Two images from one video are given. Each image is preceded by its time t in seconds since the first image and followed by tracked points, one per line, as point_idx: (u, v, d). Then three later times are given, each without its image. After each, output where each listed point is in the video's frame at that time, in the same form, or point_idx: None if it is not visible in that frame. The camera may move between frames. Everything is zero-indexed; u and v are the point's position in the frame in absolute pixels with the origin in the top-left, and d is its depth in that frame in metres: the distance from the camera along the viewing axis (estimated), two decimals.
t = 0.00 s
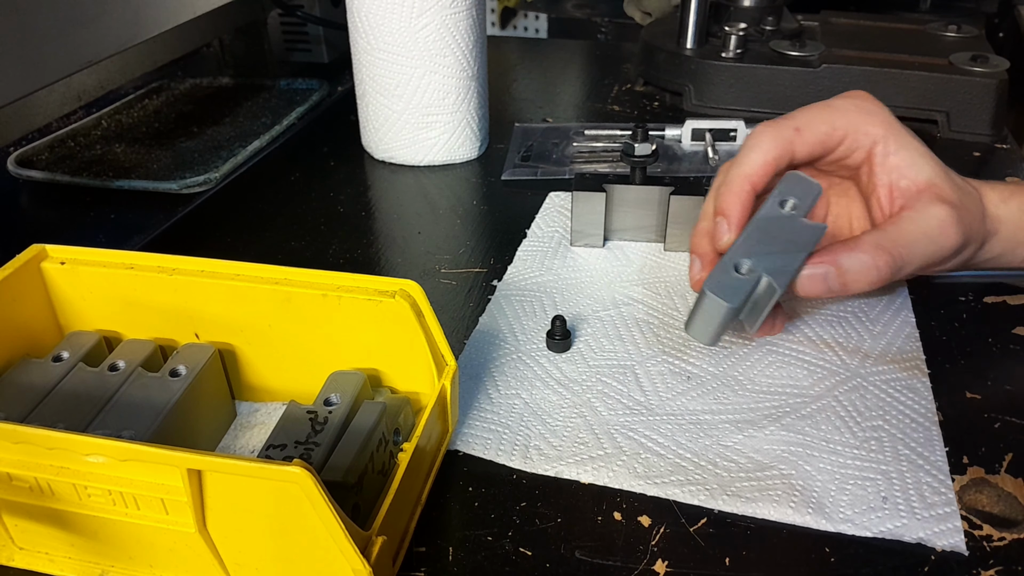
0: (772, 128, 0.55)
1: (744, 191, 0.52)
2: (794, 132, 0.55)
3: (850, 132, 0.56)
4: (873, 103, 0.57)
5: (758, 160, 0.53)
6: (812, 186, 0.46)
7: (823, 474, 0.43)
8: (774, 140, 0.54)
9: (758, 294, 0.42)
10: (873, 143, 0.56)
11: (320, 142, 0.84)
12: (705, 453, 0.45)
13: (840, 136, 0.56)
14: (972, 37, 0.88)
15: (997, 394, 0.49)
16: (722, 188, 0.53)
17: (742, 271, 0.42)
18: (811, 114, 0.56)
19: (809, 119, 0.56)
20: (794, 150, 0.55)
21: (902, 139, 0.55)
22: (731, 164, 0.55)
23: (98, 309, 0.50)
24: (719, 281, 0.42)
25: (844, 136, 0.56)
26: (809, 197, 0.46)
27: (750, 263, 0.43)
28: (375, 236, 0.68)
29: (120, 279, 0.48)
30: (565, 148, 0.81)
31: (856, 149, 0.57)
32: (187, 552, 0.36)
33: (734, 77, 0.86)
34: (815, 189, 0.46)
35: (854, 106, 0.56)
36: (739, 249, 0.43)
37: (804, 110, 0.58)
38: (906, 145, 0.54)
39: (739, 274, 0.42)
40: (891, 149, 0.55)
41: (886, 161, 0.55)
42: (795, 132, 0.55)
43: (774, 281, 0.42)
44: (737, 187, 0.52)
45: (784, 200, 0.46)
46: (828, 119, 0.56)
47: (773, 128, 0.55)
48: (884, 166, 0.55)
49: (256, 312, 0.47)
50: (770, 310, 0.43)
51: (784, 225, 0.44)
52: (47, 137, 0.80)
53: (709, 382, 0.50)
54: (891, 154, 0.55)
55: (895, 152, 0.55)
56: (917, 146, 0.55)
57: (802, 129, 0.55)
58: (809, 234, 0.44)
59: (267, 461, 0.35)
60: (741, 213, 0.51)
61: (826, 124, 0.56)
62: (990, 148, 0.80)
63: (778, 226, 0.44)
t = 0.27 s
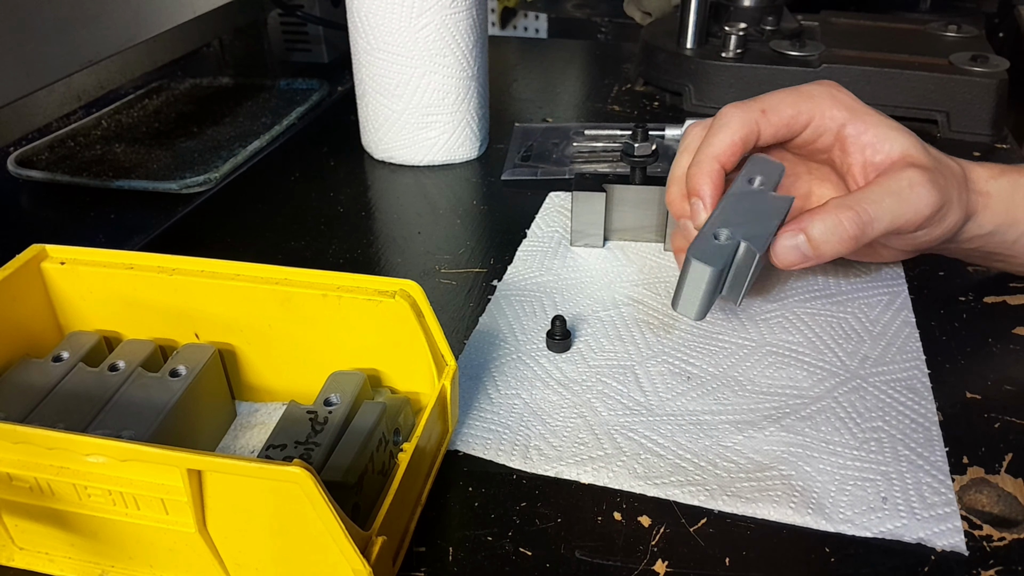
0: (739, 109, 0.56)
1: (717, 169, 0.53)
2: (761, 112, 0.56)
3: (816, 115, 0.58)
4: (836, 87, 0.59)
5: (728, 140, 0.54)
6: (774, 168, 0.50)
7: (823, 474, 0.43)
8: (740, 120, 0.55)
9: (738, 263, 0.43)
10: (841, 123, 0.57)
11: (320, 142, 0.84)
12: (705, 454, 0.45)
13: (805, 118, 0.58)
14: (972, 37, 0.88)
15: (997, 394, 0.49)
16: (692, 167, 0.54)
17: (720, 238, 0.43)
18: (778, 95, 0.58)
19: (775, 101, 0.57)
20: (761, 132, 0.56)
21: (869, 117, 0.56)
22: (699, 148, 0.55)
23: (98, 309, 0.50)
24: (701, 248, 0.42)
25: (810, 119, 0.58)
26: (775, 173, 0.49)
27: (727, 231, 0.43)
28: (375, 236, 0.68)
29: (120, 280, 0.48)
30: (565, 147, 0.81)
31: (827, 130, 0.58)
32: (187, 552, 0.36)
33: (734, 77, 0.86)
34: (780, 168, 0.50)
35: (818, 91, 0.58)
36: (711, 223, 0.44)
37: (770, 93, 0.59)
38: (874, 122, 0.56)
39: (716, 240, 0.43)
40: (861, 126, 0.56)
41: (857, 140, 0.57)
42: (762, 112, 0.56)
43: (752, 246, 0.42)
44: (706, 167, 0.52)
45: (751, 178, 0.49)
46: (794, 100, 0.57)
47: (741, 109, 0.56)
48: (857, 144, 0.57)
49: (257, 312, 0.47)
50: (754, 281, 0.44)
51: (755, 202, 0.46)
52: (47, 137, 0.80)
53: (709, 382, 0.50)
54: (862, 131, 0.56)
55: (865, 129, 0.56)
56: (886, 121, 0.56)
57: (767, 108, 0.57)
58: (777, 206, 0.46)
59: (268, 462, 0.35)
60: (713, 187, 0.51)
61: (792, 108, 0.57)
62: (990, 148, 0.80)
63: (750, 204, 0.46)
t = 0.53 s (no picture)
0: (703, 138, 0.59)
1: (681, 198, 0.57)
2: (724, 139, 0.59)
3: (784, 137, 0.59)
4: (807, 107, 0.59)
5: (691, 169, 0.58)
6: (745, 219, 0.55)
7: (823, 474, 0.43)
8: (704, 151, 0.58)
9: (714, 270, 0.50)
10: (811, 143, 0.58)
11: (320, 142, 0.84)
12: (705, 454, 0.45)
13: (773, 141, 0.59)
14: (972, 37, 0.88)
15: (997, 394, 0.49)
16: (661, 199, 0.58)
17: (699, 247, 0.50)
18: (746, 120, 0.59)
19: (742, 126, 0.59)
20: (726, 158, 0.59)
21: (840, 136, 0.56)
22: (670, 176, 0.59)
23: (98, 309, 0.50)
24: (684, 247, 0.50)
25: (778, 141, 0.59)
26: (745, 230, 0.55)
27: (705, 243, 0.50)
28: (375, 236, 0.68)
29: (120, 280, 0.48)
30: (565, 147, 0.81)
31: (797, 151, 0.58)
32: (187, 552, 0.36)
33: (734, 77, 0.86)
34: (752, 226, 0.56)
35: (786, 112, 0.59)
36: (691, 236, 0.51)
37: (741, 117, 0.61)
38: (844, 140, 0.56)
39: (697, 247, 0.50)
40: (831, 145, 0.56)
41: (828, 160, 0.57)
42: (726, 139, 0.59)
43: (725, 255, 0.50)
44: (673, 198, 0.57)
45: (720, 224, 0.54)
46: (760, 124, 0.59)
47: (703, 138, 0.59)
48: (827, 163, 0.57)
49: (257, 312, 0.47)
50: (721, 298, 0.52)
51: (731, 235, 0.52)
52: (47, 137, 0.80)
53: (709, 382, 0.50)
54: (833, 150, 0.56)
55: (834, 149, 0.56)
56: (858, 139, 0.56)
57: (732, 135, 0.59)
58: (742, 245, 0.51)
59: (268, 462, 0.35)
60: (680, 218, 0.56)
61: (757, 131, 0.59)
62: (990, 147, 0.80)
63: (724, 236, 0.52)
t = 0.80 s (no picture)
0: (681, 160, 0.59)
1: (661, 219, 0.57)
2: (702, 160, 0.58)
3: (764, 155, 0.58)
4: (785, 125, 0.59)
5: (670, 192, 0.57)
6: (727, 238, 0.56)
7: (823, 475, 0.43)
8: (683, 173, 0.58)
9: (698, 288, 0.51)
10: (790, 160, 0.57)
11: (320, 142, 0.84)
12: (705, 454, 0.45)
13: (751, 160, 0.59)
14: (972, 37, 0.88)
15: (998, 395, 0.49)
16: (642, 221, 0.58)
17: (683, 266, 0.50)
18: (723, 141, 0.59)
19: (719, 147, 0.59)
20: (705, 179, 0.59)
21: (818, 152, 0.56)
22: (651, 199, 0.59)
23: (98, 309, 0.50)
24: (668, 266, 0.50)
25: (758, 160, 0.59)
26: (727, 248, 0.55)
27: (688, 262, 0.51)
28: (375, 236, 0.68)
29: (120, 279, 0.48)
30: (565, 148, 0.81)
31: (777, 168, 0.58)
32: (187, 552, 0.36)
33: (734, 77, 0.86)
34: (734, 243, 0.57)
35: (764, 131, 0.59)
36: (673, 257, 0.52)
37: (718, 137, 0.60)
38: (823, 156, 0.56)
39: (680, 268, 0.50)
40: (810, 161, 0.56)
41: (808, 176, 0.57)
42: (704, 160, 0.58)
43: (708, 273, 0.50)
44: (655, 219, 0.57)
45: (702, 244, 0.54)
46: (737, 145, 0.58)
47: (681, 160, 0.59)
48: (807, 179, 0.57)
49: (257, 312, 0.47)
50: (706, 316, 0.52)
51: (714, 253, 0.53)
52: (47, 137, 0.80)
53: (709, 382, 0.50)
54: (811, 166, 0.56)
55: (813, 165, 0.56)
56: (836, 155, 0.56)
57: (709, 155, 0.58)
58: (724, 264, 0.51)
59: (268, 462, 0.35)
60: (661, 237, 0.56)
61: (734, 151, 0.58)
62: (990, 147, 0.80)
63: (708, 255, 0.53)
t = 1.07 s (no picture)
0: (691, 151, 0.59)
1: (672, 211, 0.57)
2: (712, 152, 0.58)
3: (774, 146, 0.58)
4: (795, 114, 0.59)
5: (681, 184, 0.58)
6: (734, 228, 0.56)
7: (823, 475, 0.43)
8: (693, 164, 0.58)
9: (707, 281, 0.51)
10: (801, 150, 0.57)
11: (320, 142, 0.84)
12: (705, 454, 0.45)
13: (761, 151, 0.58)
14: (972, 37, 0.88)
15: (998, 395, 0.49)
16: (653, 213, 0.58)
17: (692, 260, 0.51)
18: (733, 131, 0.59)
19: (728, 137, 0.59)
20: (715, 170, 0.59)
21: (828, 142, 0.56)
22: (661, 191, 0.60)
23: (98, 309, 0.50)
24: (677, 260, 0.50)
25: (768, 151, 0.58)
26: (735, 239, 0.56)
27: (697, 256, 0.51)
28: (374, 236, 0.68)
29: (120, 280, 0.48)
30: (565, 147, 0.81)
31: (788, 158, 0.58)
32: (187, 552, 0.36)
33: (734, 77, 0.86)
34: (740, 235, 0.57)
35: (775, 121, 0.58)
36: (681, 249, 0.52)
37: (728, 127, 0.60)
38: (833, 146, 0.56)
39: (690, 260, 0.50)
40: (821, 152, 0.56)
41: (818, 166, 0.57)
42: (714, 151, 0.58)
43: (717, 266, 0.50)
44: (665, 211, 0.57)
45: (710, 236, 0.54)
46: (747, 136, 0.58)
47: (691, 151, 0.59)
48: (817, 169, 0.57)
49: (257, 312, 0.47)
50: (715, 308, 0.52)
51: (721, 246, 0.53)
52: (47, 137, 0.80)
53: (709, 382, 0.50)
54: (822, 156, 0.56)
55: (824, 155, 0.56)
56: (846, 145, 0.56)
57: (720, 146, 0.58)
58: (732, 256, 0.52)
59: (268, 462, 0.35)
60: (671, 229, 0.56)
61: (745, 142, 0.58)
62: (990, 148, 0.80)
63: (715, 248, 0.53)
